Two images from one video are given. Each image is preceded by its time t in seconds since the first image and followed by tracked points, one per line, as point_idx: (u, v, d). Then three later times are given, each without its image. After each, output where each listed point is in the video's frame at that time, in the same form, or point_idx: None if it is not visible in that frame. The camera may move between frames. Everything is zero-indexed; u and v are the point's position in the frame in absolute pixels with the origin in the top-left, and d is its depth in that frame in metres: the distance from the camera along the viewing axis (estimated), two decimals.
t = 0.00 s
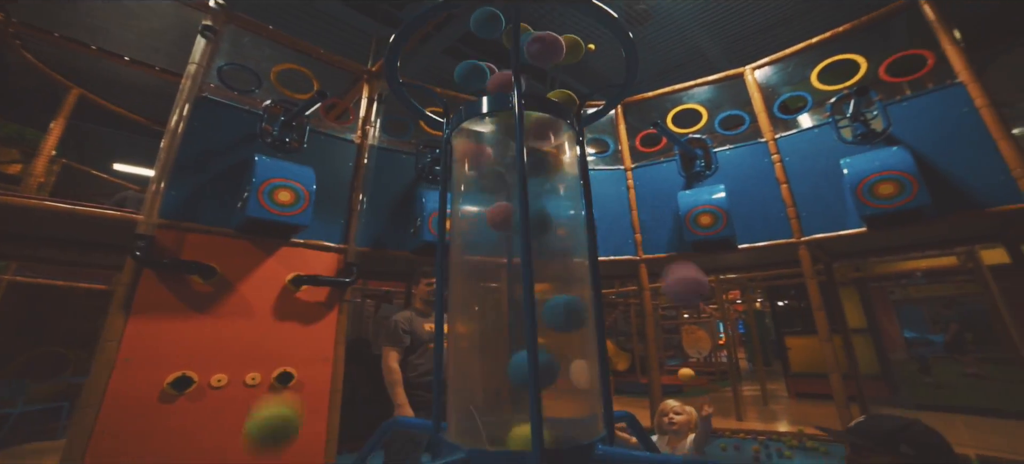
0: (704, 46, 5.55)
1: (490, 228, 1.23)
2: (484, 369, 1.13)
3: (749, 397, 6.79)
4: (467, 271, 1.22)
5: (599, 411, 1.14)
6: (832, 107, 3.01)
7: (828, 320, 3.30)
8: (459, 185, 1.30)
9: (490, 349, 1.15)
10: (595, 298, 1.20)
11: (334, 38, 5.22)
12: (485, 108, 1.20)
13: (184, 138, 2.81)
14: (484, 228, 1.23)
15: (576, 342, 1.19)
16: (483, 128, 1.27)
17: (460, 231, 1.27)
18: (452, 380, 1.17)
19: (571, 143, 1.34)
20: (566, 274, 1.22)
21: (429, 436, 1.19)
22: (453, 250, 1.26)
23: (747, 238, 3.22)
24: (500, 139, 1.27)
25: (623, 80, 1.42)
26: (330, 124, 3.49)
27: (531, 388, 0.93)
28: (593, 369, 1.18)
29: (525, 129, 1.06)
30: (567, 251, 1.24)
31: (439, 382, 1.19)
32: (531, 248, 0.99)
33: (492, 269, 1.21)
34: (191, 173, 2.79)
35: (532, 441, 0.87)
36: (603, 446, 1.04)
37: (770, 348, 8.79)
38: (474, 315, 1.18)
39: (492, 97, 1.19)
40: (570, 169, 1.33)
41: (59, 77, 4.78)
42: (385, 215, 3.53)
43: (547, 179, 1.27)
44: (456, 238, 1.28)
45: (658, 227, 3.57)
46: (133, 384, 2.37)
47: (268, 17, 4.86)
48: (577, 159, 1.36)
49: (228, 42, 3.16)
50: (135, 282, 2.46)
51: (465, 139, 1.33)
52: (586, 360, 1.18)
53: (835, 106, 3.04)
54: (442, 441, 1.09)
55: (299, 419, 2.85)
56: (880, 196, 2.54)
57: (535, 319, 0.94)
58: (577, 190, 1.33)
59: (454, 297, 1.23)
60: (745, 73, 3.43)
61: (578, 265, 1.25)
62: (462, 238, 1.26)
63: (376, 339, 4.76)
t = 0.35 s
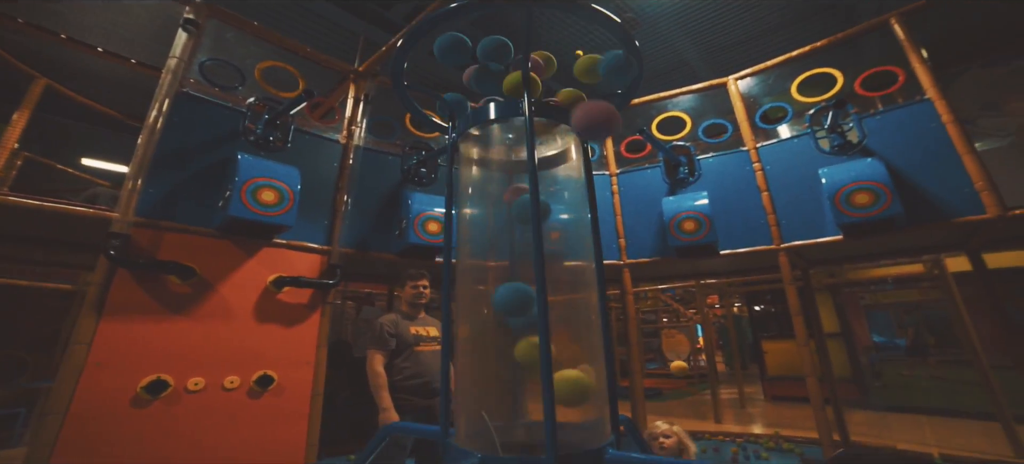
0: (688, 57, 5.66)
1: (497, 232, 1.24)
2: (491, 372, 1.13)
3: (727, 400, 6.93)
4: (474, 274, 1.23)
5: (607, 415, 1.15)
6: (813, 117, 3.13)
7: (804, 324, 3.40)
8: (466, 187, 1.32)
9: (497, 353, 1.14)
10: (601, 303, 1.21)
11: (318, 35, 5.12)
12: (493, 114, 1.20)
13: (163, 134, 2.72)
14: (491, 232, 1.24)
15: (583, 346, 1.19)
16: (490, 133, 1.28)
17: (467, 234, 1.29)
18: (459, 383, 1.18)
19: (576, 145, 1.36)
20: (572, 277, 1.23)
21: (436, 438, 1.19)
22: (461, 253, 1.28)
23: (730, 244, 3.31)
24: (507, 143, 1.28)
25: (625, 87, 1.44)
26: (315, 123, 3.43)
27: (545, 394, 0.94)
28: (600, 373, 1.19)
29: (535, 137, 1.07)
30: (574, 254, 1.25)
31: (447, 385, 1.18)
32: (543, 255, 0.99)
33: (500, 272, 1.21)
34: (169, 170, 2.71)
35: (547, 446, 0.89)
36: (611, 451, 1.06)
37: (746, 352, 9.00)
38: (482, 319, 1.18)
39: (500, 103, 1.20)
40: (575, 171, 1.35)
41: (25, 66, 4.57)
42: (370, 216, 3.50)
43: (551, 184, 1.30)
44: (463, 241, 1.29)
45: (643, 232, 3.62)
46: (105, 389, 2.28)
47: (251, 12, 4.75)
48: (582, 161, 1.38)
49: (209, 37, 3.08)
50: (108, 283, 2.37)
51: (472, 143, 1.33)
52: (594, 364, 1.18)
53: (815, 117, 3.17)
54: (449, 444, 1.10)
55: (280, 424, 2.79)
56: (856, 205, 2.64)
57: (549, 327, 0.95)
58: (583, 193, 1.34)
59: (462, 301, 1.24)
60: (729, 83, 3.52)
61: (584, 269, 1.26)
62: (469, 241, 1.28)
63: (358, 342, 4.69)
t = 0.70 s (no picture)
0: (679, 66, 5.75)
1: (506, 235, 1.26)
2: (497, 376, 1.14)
3: (710, 403, 7.03)
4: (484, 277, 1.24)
5: (611, 419, 1.17)
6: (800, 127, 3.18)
7: (788, 329, 3.48)
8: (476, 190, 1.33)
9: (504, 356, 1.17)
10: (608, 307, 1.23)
11: (310, 32, 5.06)
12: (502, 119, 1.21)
13: (150, 129, 2.65)
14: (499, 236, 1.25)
15: (592, 352, 1.19)
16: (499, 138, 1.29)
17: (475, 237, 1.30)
18: (466, 385, 1.19)
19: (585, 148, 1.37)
20: (580, 282, 1.24)
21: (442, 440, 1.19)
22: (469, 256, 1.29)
23: (717, 250, 3.36)
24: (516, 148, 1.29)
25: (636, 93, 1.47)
26: (307, 122, 3.39)
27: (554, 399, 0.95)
28: (605, 376, 1.20)
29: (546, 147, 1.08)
30: (582, 259, 1.26)
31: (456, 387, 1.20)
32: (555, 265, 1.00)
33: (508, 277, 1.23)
34: (155, 165, 2.65)
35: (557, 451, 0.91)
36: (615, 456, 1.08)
37: (728, 356, 9.15)
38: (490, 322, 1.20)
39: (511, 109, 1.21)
40: (584, 174, 1.36)
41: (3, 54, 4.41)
42: (360, 216, 3.46)
43: (559, 187, 1.31)
44: (471, 243, 1.31)
45: (633, 236, 3.66)
46: (83, 391, 2.20)
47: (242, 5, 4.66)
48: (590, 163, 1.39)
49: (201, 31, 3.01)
50: (88, 280, 2.29)
51: (480, 147, 1.35)
52: (600, 370, 1.19)
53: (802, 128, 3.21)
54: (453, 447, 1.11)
55: (263, 426, 2.74)
56: (841, 213, 2.71)
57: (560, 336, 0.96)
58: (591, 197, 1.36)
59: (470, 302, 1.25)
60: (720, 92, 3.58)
61: (592, 273, 1.27)
62: (478, 242, 1.29)
63: (344, 343, 4.63)
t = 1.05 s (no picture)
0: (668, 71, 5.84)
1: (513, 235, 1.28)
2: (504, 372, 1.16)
3: (692, 403, 7.15)
4: (491, 276, 1.26)
5: (615, 415, 1.19)
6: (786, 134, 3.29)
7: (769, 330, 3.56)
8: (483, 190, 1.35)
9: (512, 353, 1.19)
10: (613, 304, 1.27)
11: (298, 27, 4.98)
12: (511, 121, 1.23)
13: (132, 121, 2.58)
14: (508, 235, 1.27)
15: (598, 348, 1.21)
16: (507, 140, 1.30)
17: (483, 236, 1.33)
18: (472, 382, 1.21)
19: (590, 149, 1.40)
20: (586, 280, 1.26)
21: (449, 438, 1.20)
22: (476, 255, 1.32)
23: (703, 252, 3.43)
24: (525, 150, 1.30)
25: (637, 98, 1.50)
26: (296, 117, 3.34)
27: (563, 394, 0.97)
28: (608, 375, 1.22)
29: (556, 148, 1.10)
30: (588, 258, 1.28)
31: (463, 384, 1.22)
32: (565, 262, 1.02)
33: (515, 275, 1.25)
34: (137, 158, 2.57)
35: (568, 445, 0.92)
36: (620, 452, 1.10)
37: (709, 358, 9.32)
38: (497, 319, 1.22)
39: (519, 111, 1.23)
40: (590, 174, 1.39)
41: None
42: (349, 214, 3.43)
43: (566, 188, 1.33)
44: (479, 242, 1.33)
45: (621, 238, 3.70)
46: (57, 391, 2.12)
47: None
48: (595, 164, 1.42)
49: (188, 21, 2.95)
50: (64, 276, 2.21)
51: (488, 150, 1.36)
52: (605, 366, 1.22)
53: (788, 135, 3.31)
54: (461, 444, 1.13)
55: (246, 427, 2.69)
56: (824, 218, 2.80)
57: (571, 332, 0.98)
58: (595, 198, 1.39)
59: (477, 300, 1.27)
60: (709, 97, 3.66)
61: (597, 272, 1.30)
62: (485, 242, 1.32)
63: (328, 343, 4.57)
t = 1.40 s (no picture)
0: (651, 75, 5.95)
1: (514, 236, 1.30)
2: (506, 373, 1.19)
3: (669, 401, 7.29)
4: (491, 277, 1.28)
5: (613, 412, 1.22)
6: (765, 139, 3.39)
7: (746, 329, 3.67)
8: (485, 190, 1.37)
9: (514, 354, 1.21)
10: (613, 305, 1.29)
11: (279, 19, 4.85)
12: (514, 124, 1.25)
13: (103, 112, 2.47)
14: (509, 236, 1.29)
15: (598, 348, 1.24)
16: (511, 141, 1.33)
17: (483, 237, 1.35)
18: (473, 381, 1.25)
19: (589, 149, 1.42)
20: (587, 281, 1.28)
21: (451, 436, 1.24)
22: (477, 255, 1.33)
23: (684, 253, 3.51)
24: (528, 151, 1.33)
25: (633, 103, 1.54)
26: (278, 112, 3.27)
27: (568, 395, 0.99)
28: (605, 374, 1.24)
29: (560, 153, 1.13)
30: (589, 258, 1.30)
31: (464, 384, 1.25)
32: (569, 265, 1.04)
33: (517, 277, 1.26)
34: (108, 151, 2.47)
35: (573, 444, 0.95)
36: (620, 449, 1.13)
37: (686, 356, 9.51)
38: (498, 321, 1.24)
39: (522, 115, 1.25)
40: (589, 175, 1.42)
41: None
42: (332, 212, 3.37)
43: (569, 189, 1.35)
44: (480, 242, 1.35)
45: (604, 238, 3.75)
46: (18, 395, 2.01)
47: None
48: (593, 164, 1.45)
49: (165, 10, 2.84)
50: (27, 274, 2.09)
51: (490, 151, 1.37)
52: (604, 366, 1.24)
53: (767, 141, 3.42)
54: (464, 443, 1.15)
55: (223, 430, 2.61)
56: (800, 221, 2.90)
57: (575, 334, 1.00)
58: (595, 198, 1.41)
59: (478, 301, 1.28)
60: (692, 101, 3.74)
61: (596, 271, 1.31)
62: (486, 242, 1.33)
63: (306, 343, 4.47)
